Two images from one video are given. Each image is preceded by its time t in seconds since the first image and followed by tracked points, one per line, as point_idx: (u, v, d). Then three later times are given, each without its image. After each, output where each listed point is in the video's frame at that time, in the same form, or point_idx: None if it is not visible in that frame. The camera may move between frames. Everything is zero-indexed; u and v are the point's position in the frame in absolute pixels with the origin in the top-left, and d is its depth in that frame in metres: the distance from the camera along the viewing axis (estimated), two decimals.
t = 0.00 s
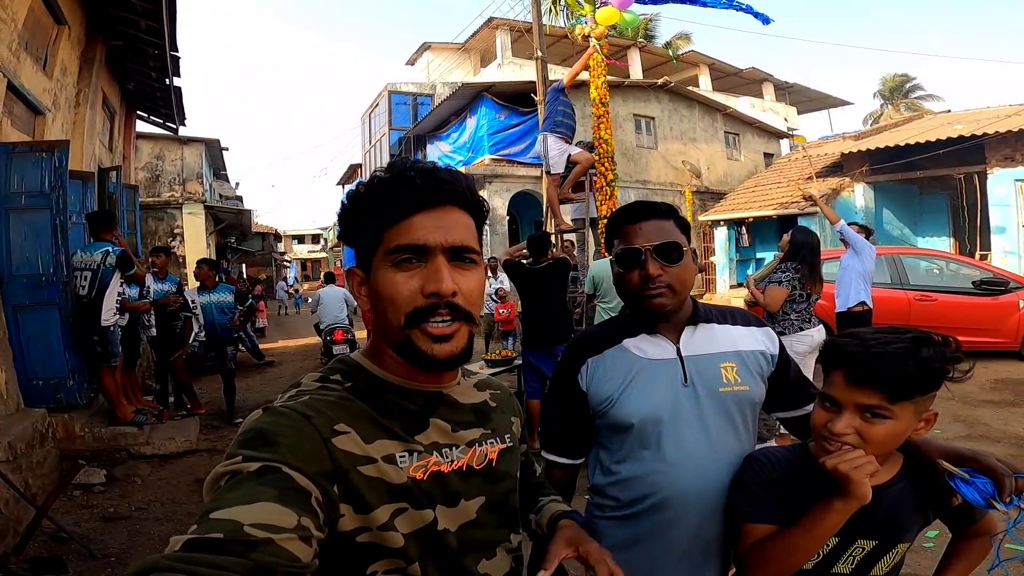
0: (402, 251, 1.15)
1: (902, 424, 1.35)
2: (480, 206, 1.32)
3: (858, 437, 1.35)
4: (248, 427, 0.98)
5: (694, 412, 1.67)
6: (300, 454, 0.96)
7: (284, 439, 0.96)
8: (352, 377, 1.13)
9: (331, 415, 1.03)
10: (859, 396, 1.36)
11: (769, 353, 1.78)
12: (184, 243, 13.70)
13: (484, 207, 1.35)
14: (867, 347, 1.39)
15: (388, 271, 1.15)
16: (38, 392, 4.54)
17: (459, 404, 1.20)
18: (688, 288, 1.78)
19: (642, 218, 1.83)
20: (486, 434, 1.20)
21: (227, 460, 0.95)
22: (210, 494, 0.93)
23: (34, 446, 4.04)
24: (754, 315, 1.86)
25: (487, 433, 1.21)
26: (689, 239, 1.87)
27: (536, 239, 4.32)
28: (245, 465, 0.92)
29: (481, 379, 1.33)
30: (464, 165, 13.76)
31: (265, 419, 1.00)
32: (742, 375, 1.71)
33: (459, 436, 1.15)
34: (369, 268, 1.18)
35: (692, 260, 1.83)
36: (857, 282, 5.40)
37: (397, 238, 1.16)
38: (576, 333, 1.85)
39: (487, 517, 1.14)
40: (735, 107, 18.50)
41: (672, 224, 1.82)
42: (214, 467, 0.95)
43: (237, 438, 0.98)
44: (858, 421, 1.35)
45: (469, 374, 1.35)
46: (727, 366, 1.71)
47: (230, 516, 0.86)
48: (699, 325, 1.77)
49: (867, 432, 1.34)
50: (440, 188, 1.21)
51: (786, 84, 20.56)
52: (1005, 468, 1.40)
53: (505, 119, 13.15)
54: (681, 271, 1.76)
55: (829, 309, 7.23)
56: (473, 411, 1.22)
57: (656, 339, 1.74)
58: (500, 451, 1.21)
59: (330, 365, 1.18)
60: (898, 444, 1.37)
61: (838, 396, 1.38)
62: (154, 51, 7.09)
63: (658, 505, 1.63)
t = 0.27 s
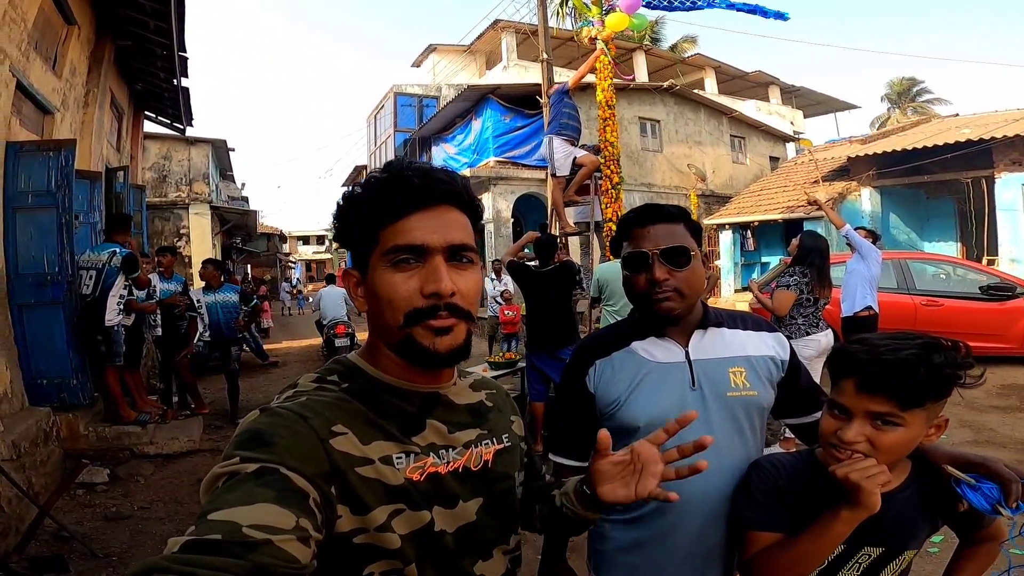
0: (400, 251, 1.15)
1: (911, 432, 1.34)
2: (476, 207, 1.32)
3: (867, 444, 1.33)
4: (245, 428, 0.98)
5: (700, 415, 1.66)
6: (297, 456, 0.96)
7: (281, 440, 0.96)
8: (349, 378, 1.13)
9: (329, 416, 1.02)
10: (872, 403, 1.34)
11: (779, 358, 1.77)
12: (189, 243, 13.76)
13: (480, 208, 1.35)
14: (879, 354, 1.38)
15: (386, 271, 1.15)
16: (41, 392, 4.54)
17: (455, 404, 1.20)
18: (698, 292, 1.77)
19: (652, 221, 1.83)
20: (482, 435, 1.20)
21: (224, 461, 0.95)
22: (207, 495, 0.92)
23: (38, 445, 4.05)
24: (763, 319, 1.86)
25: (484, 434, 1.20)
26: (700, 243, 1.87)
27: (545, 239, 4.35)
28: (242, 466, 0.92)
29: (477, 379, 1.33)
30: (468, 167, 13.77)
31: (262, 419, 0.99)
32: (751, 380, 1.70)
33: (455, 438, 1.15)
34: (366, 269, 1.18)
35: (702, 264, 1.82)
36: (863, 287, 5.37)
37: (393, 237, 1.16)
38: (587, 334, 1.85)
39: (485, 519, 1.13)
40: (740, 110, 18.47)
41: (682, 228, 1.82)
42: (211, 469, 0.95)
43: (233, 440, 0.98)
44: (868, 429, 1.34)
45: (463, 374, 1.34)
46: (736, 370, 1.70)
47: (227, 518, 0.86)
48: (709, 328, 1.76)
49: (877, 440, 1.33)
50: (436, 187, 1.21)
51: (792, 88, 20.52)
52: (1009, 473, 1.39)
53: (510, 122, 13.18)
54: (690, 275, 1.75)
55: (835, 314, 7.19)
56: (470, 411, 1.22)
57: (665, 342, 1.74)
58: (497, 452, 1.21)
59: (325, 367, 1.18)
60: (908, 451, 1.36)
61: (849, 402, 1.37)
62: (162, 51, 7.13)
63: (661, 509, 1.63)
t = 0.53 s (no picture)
0: (399, 252, 1.15)
1: (911, 430, 1.35)
2: (479, 206, 1.32)
3: (868, 443, 1.34)
4: (248, 427, 0.98)
5: (704, 414, 1.66)
6: (301, 455, 0.96)
7: (285, 439, 0.96)
8: (353, 377, 1.13)
9: (332, 416, 1.03)
10: (871, 403, 1.34)
11: (782, 358, 1.77)
12: (190, 245, 13.76)
13: (483, 206, 1.35)
14: (876, 353, 1.39)
15: (386, 272, 1.15)
16: (42, 393, 4.53)
17: (458, 404, 1.20)
18: (702, 292, 1.77)
19: (658, 221, 1.83)
20: (486, 435, 1.20)
21: (227, 460, 0.95)
22: (210, 494, 0.93)
23: (39, 446, 4.05)
24: (768, 319, 1.86)
25: (487, 434, 1.20)
26: (705, 244, 1.87)
27: (546, 240, 4.35)
28: (246, 465, 0.92)
29: (480, 379, 1.33)
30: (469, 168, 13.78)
31: (265, 418, 1.00)
32: (755, 379, 1.71)
33: (458, 438, 1.15)
34: (367, 270, 1.18)
35: (707, 264, 1.82)
36: (863, 288, 5.37)
37: (393, 239, 1.16)
38: (592, 333, 1.85)
39: (487, 518, 1.14)
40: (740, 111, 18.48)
41: (687, 228, 1.82)
42: (214, 468, 0.95)
43: (237, 438, 0.98)
44: (869, 429, 1.34)
45: (468, 374, 1.35)
46: (740, 369, 1.71)
47: (229, 517, 0.86)
48: (713, 328, 1.77)
49: (878, 439, 1.34)
50: (436, 187, 1.21)
51: (792, 89, 20.53)
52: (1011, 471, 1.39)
53: (511, 123, 13.20)
54: (694, 274, 1.76)
55: (835, 314, 7.19)
56: (472, 411, 1.22)
57: (670, 341, 1.74)
58: (500, 453, 1.21)
59: (331, 365, 1.18)
60: (908, 449, 1.37)
61: (850, 402, 1.37)
62: (163, 53, 7.14)
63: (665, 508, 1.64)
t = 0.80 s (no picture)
0: (416, 249, 1.15)
1: (910, 427, 1.35)
2: (489, 206, 1.33)
3: (867, 441, 1.34)
4: (254, 425, 0.98)
5: (708, 412, 1.67)
6: (305, 453, 0.96)
7: (290, 437, 0.96)
8: (358, 375, 1.13)
9: (336, 414, 1.03)
10: (868, 399, 1.35)
11: (784, 355, 1.78)
12: (191, 245, 13.76)
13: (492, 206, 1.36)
14: (871, 349, 1.39)
15: (403, 270, 1.14)
16: (43, 393, 4.53)
17: (462, 402, 1.20)
18: (703, 290, 1.78)
19: (660, 218, 1.84)
20: (489, 433, 1.20)
21: (232, 458, 0.95)
22: (215, 492, 0.93)
23: (40, 445, 4.05)
24: (769, 316, 1.86)
25: (490, 432, 1.21)
26: (706, 242, 1.87)
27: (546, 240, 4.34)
28: (251, 463, 0.92)
29: (482, 378, 1.33)
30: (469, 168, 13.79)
31: (270, 416, 1.00)
32: (757, 376, 1.72)
33: (462, 435, 1.15)
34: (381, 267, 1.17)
35: (708, 262, 1.82)
36: (865, 288, 5.37)
37: (411, 236, 1.15)
38: (593, 331, 1.86)
39: (491, 515, 1.14)
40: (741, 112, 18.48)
41: (690, 226, 1.82)
42: (220, 466, 0.95)
43: (242, 436, 0.98)
44: (866, 425, 1.35)
45: (470, 372, 1.35)
46: (742, 366, 1.71)
47: (234, 514, 0.86)
48: (714, 326, 1.78)
49: (876, 436, 1.34)
50: (454, 188, 1.21)
51: (792, 89, 20.53)
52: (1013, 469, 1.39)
53: (512, 123, 13.21)
54: (696, 272, 1.76)
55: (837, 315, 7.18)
56: (475, 409, 1.22)
57: (672, 337, 1.75)
58: (503, 450, 1.21)
59: (336, 363, 1.18)
60: (907, 446, 1.37)
61: (848, 399, 1.37)
62: (164, 53, 7.16)
63: (668, 505, 1.64)
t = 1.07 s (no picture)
0: (450, 249, 1.14)
1: (896, 427, 1.35)
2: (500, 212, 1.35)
3: (852, 443, 1.35)
4: (248, 425, 0.98)
5: (701, 410, 1.67)
6: (301, 451, 0.96)
7: (285, 435, 0.96)
8: (349, 373, 1.13)
9: (331, 412, 1.02)
10: (855, 402, 1.35)
11: (777, 353, 1.77)
12: (190, 245, 13.74)
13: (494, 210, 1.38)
14: (859, 350, 1.39)
15: (434, 267, 1.13)
16: (41, 393, 4.52)
17: (455, 400, 1.20)
18: (697, 288, 1.78)
19: (654, 217, 1.85)
20: (483, 430, 1.20)
21: (227, 457, 0.95)
22: (210, 492, 0.93)
23: (38, 446, 4.05)
24: (763, 314, 1.86)
25: (483, 430, 1.20)
26: (700, 241, 1.88)
27: (542, 241, 4.37)
28: (246, 462, 0.92)
29: (474, 375, 1.33)
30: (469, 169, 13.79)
31: (264, 415, 1.00)
32: (750, 374, 1.72)
33: (456, 433, 1.15)
34: (408, 261, 1.14)
35: (701, 260, 1.83)
36: (864, 289, 5.36)
37: (449, 234, 1.14)
38: (588, 330, 1.86)
39: (487, 513, 1.14)
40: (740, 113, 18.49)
41: (683, 225, 1.83)
42: (213, 465, 0.95)
43: (236, 435, 0.98)
44: (848, 427, 1.36)
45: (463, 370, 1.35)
46: (735, 365, 1.71)
47: (229, 514, 0.86)
48: (707, 323, 1.78)
49: (860, 438, 1.35)
50: (489, 195, 1.24)
51: (791, 91, 20.55)
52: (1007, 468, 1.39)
53: (511, 124, 13.21)
54: (691, 271, 1.77)
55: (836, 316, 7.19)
56: (468, 406, 1.21)
57: (665, 337, 1.76)
58: (497, 448, 1.21)
59: (327, 361, 1.18)
60: (896, 445, 1.37)
61: (830, 401, 1.38)
62: (163, 53, 7.15)
63: (662, 503, 1.65)
